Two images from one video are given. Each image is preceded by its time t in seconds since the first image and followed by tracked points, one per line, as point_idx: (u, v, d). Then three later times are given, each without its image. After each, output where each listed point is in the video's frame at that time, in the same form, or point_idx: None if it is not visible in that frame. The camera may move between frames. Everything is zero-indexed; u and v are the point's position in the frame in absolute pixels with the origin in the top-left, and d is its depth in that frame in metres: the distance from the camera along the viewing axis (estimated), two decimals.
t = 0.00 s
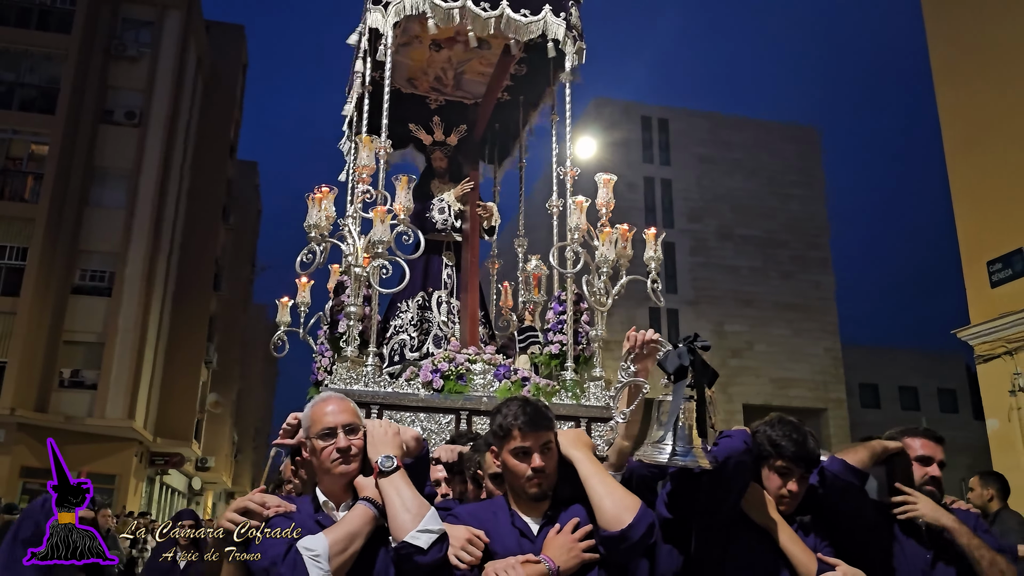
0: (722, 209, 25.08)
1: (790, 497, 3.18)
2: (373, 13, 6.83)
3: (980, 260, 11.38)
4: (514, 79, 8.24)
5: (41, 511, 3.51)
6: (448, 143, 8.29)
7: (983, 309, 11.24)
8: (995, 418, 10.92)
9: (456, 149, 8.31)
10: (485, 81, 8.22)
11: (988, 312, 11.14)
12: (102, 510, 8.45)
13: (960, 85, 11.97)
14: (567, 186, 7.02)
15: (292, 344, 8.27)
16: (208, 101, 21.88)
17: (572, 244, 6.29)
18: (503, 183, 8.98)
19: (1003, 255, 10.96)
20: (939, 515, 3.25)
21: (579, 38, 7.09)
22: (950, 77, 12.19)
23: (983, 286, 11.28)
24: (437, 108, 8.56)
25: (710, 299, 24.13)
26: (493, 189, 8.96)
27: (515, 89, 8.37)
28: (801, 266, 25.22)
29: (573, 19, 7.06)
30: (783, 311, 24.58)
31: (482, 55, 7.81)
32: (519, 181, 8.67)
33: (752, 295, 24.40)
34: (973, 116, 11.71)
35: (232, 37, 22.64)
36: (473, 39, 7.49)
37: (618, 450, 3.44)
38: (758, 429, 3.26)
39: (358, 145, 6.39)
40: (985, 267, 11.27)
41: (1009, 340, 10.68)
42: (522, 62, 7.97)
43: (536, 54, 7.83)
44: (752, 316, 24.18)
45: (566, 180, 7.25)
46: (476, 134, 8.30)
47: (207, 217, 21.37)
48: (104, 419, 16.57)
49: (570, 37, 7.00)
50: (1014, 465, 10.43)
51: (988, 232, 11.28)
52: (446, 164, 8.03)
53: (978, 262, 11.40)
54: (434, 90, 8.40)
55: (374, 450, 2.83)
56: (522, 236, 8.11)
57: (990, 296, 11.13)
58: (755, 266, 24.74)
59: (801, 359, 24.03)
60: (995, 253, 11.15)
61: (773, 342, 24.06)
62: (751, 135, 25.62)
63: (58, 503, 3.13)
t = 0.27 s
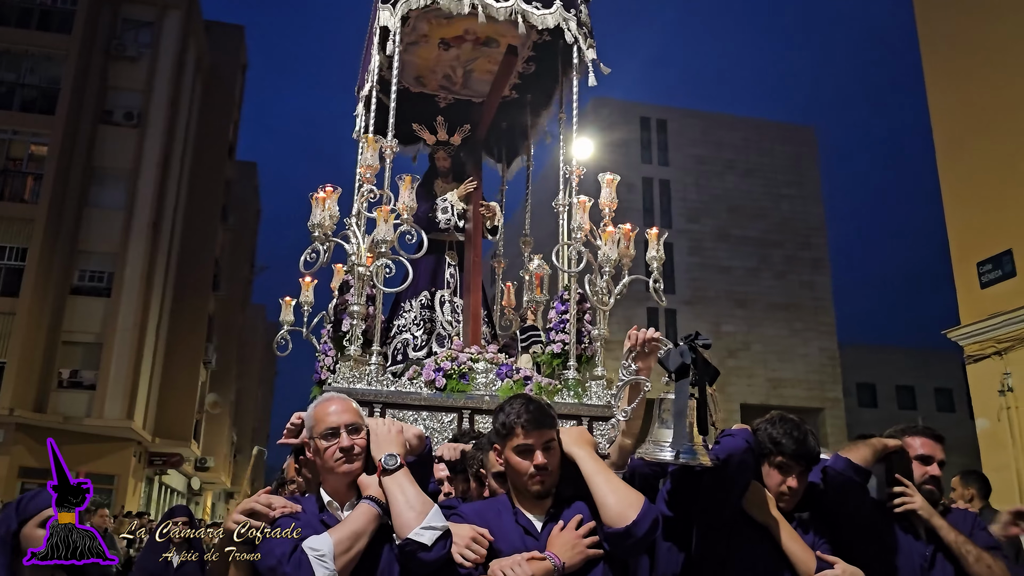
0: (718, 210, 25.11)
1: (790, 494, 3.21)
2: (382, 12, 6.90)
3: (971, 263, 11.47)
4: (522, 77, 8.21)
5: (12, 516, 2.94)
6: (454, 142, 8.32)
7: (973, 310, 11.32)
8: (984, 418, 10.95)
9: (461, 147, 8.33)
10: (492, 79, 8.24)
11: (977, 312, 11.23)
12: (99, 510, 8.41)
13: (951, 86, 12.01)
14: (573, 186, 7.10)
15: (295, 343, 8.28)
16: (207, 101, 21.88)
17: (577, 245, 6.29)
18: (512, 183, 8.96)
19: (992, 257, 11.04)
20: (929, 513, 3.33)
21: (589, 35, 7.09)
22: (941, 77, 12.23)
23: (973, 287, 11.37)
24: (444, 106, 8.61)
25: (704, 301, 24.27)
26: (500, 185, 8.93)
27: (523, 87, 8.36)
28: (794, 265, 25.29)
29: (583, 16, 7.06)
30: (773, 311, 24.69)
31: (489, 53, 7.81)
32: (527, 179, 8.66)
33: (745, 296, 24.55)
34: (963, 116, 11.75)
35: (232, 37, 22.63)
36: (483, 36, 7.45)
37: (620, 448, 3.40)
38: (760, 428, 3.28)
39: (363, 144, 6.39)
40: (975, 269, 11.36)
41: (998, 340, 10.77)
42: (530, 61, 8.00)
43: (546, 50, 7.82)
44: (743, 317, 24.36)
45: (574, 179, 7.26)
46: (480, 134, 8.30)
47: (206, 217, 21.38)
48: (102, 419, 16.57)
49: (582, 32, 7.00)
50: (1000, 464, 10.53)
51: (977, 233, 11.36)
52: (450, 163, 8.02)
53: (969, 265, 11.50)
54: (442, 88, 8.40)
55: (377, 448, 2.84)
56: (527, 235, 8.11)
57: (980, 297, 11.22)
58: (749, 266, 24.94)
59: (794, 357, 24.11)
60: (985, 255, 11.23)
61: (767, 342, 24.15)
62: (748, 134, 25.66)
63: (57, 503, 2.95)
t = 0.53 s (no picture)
0: (714, 209, 25.12)
1: (779, 492, 3.24)
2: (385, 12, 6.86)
3: (963, 264, 11.51)
4: (523, 77, 8.17)
5: None
6: (450, 142, 8.29)
7: (966, 311, 11.37)
8: (976, 418, 10.95)
9: (459, 147, 8.30)
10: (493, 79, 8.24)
11: (969, 313, 11.29)
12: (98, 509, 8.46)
13: (943, 87, 12.05)
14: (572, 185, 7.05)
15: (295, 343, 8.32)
16: (205, 103, 21.90)
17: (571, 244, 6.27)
18: (511, 183, 8.98)
19: (984, 258, 11.09)
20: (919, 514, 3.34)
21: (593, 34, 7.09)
22: (934, 78, 12.26)
23: (966, 289, 11.42)
24: (445, 107, 8.65)
25: (699, 302, 24.29)
26: (499, 186, 8.97)
27: (524, 87, 8.31)
28: (790, 265, 25.30)
29: (585, 16, 7.05)
30: (768, 311, 24.68)
31: (491, 53, 7.81)
32: (525, 179, 8.68)
33: (739, 296, 24.55)
34: (955, 117, 11.79)
35: (230, 39, 22.63)
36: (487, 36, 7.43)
37: (610, 446, 3.42)
38: (750, 426, 3.29)
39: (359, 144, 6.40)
40: (968, 271, 11.41)
41: (990, 341, 10.83)
42: (531, 61, 7.95)
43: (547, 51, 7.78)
44: (738, 317, 24.34)
45: (572, 179, 7.27)
46: (477, 134, 8.29)
47: (204, 218, 21.39)
48: (101, 419, 16.59)
49: (585, 30, 6.99)
50: (991, 464, 10.60)
51: (969, 235, 11.40)
52: (447, 163, 8.03)
53: (961, 266, 11.55)
54: (443, 88, 8.40)
55: (368, 447, 2.86)
56: (526, 235, 8.11)
57: (972, 298, 11.28)
58: (744, 266, 24.90)
59: (788, 357, 24.13)
60: (977, 256, 11.28)
61: (762, 343, 24.18)
62: (744, 134, 25.68)
63: (57, 503, 2.87)
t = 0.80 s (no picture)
0: (712, 209, 25.09)
1: (767, 492, 3.24)
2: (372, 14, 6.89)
3: (958, 265, 11.51)
4: (514, 79, 8.18)
5: None
6: (445, 142, 8.34)
7: (961, 312, 11.35)
8: (971, 419, 10.91)
9: (453, 147, 8.35)
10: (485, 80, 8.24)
11: (964, 314, 11.27)
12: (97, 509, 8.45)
13: (938, 87, 12.03)
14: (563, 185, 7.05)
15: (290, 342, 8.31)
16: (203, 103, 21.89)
17: (564, 243, 6.26)
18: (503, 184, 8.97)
19: (979, 258, 11.08)
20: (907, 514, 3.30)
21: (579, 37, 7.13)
22: (930, 77, 12.24)
23: (962, 290, 11.40)
24: (436, 107, 8.59)
25: (698, 302, 24.23)
26: (493, 186, 8.94)
27: (515, 88, 8.32)
28: (788, 265, 25.29)
29: (573, 19, 7.07)
30: (766, 311, 24.65)
31: (482, 54, 7.85)
32: (518, 180, 8.65)
33: (737, 296, 24.50)
34: (950, 117, 11.77)
35: (228, 40, 22.62)
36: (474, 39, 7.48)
37: (597, 445, 3.39)
38: (738, 427, 3.28)
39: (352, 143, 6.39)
40: (963, 272, 11.40)
41: (985, 341, 10.80)
42: (521, 61, 7.97)
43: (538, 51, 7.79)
44: (737, 317, 24.29)
45: (562, 179, 7.26)
46: (470, 134, 8.28)
47: (203, 217, 21.40)
48: (101, 419, 16.60)
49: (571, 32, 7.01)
50: (986, 465, 10.58)
51: (964, 235, 11.38)
52: (441, 163, 8.02)
53: (956, 267, 11.54)
54: (434, 89, 8.39)
55: (352, 447, 2.84)
56: (520, 234, 8.10)
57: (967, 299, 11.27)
58: (743, 266, 24.83)
59: (786, 357, 24.11)
60: (972, 257, 11.27)
61: (761, 343, 24.14)
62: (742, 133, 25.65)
63: (57, 503, 2.80)
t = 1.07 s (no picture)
0: (714, 209, 25.00)
1: (760, 493, 3.18)
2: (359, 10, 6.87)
3: (958, 266, 11.43)
4: (507, 76, 8.23)
5: None
6: (439, 138, 8.23)
7: (961, 312, 11.27)
8: (971, 418, 10.82)
9: (446, 144, 8.21)
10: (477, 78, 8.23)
11: (964, 315, 11.18)
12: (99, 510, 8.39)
13: (939, 86, 11.93)
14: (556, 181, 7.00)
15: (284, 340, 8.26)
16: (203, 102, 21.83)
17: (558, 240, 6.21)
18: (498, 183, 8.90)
19: (979, 259, 11.00)
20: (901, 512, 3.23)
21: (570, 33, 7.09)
22: (930, 76, 12.15)
23: (961, 291, 11.32)
24: (430, 105, 8.51)
25: (699, 301, 24.12)
26: (486, 185, 8.89)
27: (508, 86, 8.35)
28: (790, 264, 25.21)
29: (563, 14, 7.04)
30: (768, 311, 24.58)
31: (474, 52, 7.79)
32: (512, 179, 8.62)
33: (739, 295, 24.39)
34: (951, 116, 11.67)
35: (228, 39, 22.57)
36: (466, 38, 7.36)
37: (586, 444, 3.34)
38: (730, 427, 3.24)
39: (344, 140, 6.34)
40: (962, 272, 11.32)
41: (985, 342, 10.76)
42: (514, 59, 8.00)
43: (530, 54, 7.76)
44: (738, 316, 24.18)
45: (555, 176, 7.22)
46: (465, 131, 8.23)
47: (202, 216, 21.34)
48: (103, 418, 16.59)
49: (562, 29, 6.99)
50: (986, 465, 10.49)
51: (964, 236, 11.30)
52: (435, 160, 7.98)
53: (956, 268, 11.46)
54: (429, 87, 8.35)
55: (334, 446, 2.79)
56: (515, 232, 8.05)
57: (967, 300, 11.19)
58: (744, 265, 24.72)
59: (788, 357, 24.02)
60: (972, 258, 11.19)
61: (762, 342, 24.04)
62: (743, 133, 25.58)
63: (58, 503, 2.91)
